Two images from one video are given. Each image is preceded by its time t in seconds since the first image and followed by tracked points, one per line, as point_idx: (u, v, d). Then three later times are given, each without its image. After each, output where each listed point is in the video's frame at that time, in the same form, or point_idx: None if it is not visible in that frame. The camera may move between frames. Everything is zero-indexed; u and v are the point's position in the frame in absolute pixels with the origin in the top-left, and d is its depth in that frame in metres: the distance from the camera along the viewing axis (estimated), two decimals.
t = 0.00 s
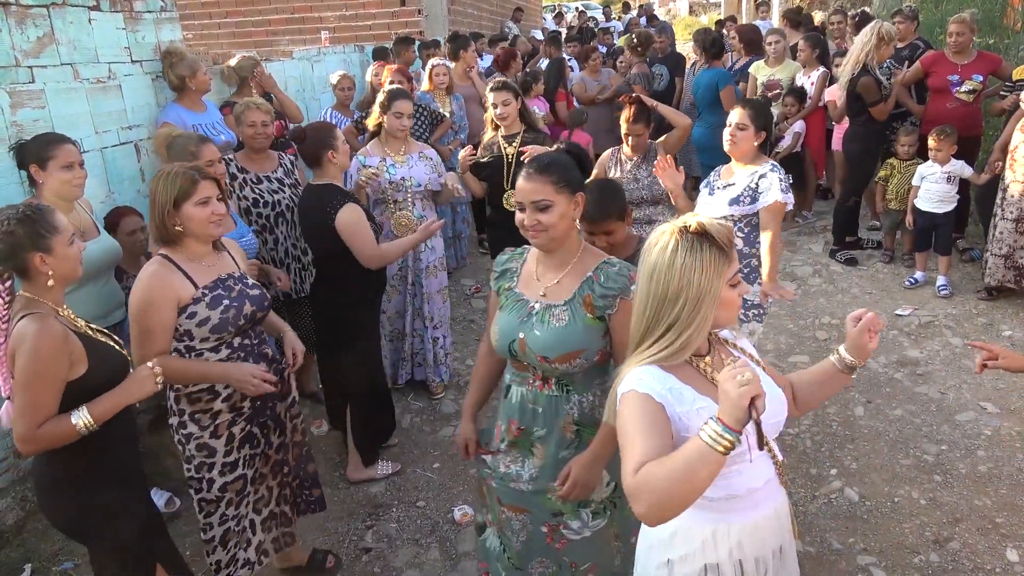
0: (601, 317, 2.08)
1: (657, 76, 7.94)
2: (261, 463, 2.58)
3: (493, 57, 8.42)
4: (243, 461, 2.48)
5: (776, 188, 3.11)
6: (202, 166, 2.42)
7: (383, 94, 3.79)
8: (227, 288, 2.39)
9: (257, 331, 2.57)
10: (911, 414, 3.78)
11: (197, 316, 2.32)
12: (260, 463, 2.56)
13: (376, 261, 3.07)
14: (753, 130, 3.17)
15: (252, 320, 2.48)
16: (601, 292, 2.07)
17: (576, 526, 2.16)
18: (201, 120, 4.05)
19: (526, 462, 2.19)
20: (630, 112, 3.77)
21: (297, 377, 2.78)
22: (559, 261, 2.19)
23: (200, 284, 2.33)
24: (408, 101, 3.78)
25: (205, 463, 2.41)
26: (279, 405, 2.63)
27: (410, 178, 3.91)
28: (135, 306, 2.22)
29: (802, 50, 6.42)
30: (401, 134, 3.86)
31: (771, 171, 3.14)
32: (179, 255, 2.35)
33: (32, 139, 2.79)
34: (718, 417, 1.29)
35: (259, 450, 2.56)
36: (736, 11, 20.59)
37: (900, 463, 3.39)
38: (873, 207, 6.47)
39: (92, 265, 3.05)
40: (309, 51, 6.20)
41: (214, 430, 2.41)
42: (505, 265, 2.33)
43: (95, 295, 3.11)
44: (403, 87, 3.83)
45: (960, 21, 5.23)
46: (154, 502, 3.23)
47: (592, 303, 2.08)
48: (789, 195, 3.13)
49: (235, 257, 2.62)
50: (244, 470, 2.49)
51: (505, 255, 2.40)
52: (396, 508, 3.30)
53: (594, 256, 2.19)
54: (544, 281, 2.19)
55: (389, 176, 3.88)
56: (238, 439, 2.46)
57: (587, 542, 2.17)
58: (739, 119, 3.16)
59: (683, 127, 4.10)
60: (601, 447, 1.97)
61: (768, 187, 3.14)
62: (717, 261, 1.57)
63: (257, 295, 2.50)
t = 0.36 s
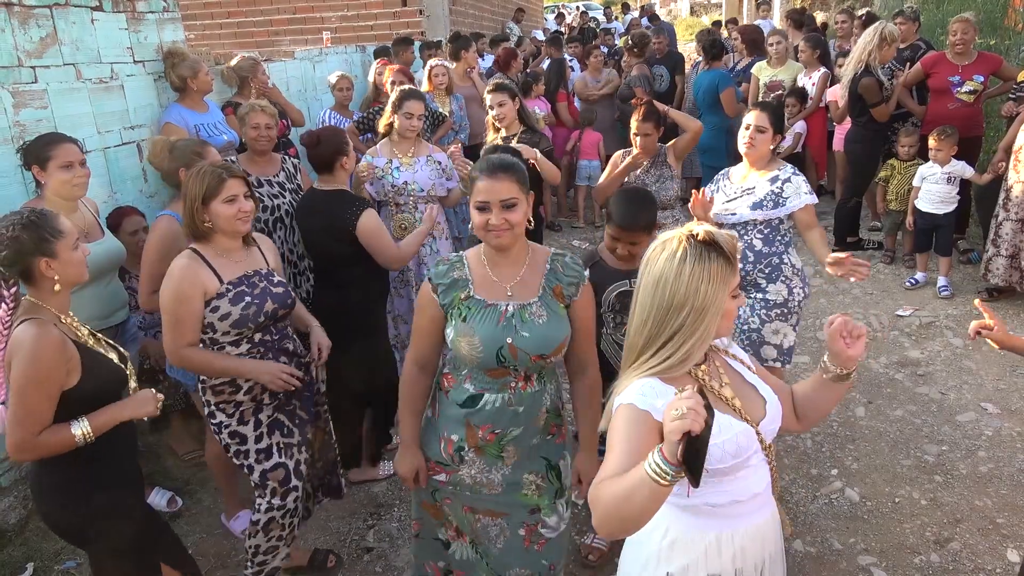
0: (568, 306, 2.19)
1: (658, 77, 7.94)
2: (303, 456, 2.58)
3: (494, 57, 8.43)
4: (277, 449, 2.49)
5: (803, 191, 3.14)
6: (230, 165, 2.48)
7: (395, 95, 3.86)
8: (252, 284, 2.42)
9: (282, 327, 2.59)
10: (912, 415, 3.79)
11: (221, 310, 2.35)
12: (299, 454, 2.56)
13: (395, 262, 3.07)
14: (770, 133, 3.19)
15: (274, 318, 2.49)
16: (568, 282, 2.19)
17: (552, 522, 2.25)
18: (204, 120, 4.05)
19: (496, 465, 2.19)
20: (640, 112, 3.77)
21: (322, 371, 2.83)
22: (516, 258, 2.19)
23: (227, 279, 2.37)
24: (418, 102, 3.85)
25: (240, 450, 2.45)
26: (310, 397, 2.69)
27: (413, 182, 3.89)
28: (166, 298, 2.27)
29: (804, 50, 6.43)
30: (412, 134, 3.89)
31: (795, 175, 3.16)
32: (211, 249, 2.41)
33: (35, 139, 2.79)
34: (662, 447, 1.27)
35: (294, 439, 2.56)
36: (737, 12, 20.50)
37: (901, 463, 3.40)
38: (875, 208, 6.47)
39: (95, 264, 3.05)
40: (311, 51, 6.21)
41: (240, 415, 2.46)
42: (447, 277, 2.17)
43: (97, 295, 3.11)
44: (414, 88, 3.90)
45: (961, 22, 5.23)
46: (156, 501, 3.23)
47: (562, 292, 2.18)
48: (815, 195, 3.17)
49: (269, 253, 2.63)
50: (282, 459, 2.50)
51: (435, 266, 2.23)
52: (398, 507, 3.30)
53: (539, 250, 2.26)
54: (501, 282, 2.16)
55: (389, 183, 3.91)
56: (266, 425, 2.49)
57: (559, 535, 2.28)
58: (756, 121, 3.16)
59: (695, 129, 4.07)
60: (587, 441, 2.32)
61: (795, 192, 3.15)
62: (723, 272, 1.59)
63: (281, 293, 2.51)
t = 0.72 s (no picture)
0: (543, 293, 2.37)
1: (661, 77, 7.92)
2: (301, 452, 2.61)
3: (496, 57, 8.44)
4: (276, 447, 2.51)
5: (808, 191, 3.13)
6: (238, 161, 2.47)
7: (401, 94, 3.89)
8: (265, 277, 2.43)
9: (293, 322, 2.59)
10: (914, 416, 3.78)
11: (235, 303, 2.35)
12: (297, 451, 2.58)
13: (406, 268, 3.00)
14: (776, 129, 3.19)
15: (288, 309, 2.51)
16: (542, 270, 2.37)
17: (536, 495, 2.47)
18: (205, 120, 4.05)
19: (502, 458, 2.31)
20: (643, 109, 3.77)
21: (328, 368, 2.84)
22: (493, 258, 2.28)
23: (240, 273, 2.38)
24: (422, 101, 3.87)
25: (238, 447, 2.44)
26: (314, 395, 2.69)
27: (410, 182, 3.88)
28: (178, 293, 2.26)
29: (806, 51, 6.42)
30: (412, 134, 3.89)
31: (801, 175, 3.15)
32: (222, 244, 2.41)
33: (37, 138, 2.80)
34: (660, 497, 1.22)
35: (294, 438, 2.58)
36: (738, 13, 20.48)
37: (903, 464, 3.40)
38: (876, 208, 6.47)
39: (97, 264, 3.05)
40: (313, 51, 6.22)
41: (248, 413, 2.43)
42: (431, 282, 2.15)
43: (98, 295, 3.11)
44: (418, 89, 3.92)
45: (962, 28, 5.23)
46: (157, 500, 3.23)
47: (539, 279, 2.36)
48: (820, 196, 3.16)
49: (277, 249, 2.65)
50: (279, 457, 2.51)
51: (411, 271, 2.20)
52: (400, 507, 3.31)
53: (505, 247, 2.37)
54: (481, 278, 2.23)
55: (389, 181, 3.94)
56: (271, 424, 2.48)
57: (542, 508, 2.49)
58: (762, 116, 3.17)
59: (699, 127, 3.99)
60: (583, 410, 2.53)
61: (800, 191, 3.14)
62: (720, 274, 1.59)
63: (293, 286, 2.53)
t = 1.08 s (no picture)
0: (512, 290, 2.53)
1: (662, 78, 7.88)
2: (303, 450, 2.63)
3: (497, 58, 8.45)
4: (281, 443, 2.54)
5: (805, 193, 3.14)
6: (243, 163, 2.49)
7: (404, 93, 3.92)
8: (265, 279, 2.45)
9: (293, 324, 2.61)
10: (914, 416, 3.79)
11: (235, 304, 2.38)
12: (300, 448, 2.62)
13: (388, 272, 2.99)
14: (772, 131, 3.19)
15: (286, 311, 2.53)
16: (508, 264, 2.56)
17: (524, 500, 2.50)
18: (207, 120, 4.06)
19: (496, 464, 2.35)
20: (650, 115, 3.79)
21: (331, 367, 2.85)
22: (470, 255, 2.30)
23: (241, 274, 2.40)
24: (423, 102, 3.89)
25: (244, 445, 2.47)
26: (314, 391, 2.72)
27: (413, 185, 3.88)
28: (183, 293, 2.28)
29: (806, 51, 6.42)
30: (414, 134, 3.92)
31: (798, 176, 3.16)
32: (227, 245, 2.42)
33: (40, 140, 2.81)
34: None
35: (297, 435, 2.62)
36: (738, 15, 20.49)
37: (903, 464, 3.40)
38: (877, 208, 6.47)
39: (98, 265, 3.05)
40: (313, 53, 6.23)
41: (248, 411, 2.47)
42: (435, 283, 2.10)
43: (99, 296, 3.11)
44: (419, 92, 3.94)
45: (961, 29, 5.24)
46: (159, 500, 3.23)
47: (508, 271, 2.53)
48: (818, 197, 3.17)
49: (280, 249, 2.66)
50: (285, 453, 2.55)
51: (408, 276, 2.10)
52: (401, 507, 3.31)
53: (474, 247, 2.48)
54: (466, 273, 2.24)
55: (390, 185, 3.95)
56: (273, 420, 2.53)
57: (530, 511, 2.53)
58: (756, 119, 3.17)
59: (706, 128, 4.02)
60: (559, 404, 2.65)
61: (797, 193, 3.15)
62: (708, 268, 1.59)
63: (294, 288, 2.55)
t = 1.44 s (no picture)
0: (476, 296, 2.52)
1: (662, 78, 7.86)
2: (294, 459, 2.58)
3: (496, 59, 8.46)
4: (271, 450, 2.48)
5: (811, 196, 3.16)
6: (238, 167, 2.50)
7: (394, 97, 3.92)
8: (257, 282, 2.44)
9: (288, 325, 2.60)
10: (915, 415, 3.79)
11: (226, 307, 2.37)
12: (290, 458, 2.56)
13: (385, 275, 2.99)
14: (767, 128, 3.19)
15: (279, 314, 2.51)
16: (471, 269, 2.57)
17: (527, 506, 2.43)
18: (206, 123, 4.07)
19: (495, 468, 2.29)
20: (643, 115, 3.79)
21: (322, 374, 2.83)
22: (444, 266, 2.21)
23: (232, 277, 2.39)
24: (416, 105, 3.88)
25: (235, 450, 2.43)
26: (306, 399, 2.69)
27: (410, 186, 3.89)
28: (173, 297, 2.29)
29: (805, 51, 6.42)
30: (406, 137, 3.92)
31: (805, 178, 3.17)
32: (220, 249, 2.42)
33: (41, 143, 2.81)
34: None
35: (288, 444, 2.56)
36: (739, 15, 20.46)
37: (904, 463, 3.40)
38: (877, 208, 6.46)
39: (97, 267, 3.06)
40: (313, 54, 6.24)
41: (242, 416, 2.43)
42: (443, 284, 2.01)
43: (97, 298, 3.12)
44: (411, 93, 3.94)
45: (964, 22, 5.23)
46: (159, 502, 3.23)
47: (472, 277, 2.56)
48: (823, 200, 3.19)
49: (275, 254, 2.67)
50: (274, 461, 2.49)
51: (415, 281, 1.98)
52: (401, 508, 3.31)
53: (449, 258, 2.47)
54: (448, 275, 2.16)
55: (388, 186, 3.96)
56: (266, 427, 2.47)
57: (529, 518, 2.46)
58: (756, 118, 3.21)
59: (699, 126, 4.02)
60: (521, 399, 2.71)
61: (804, 196, 3.16)
62: (746, 258, 1.54)
63: (288, 291, 2.54)
